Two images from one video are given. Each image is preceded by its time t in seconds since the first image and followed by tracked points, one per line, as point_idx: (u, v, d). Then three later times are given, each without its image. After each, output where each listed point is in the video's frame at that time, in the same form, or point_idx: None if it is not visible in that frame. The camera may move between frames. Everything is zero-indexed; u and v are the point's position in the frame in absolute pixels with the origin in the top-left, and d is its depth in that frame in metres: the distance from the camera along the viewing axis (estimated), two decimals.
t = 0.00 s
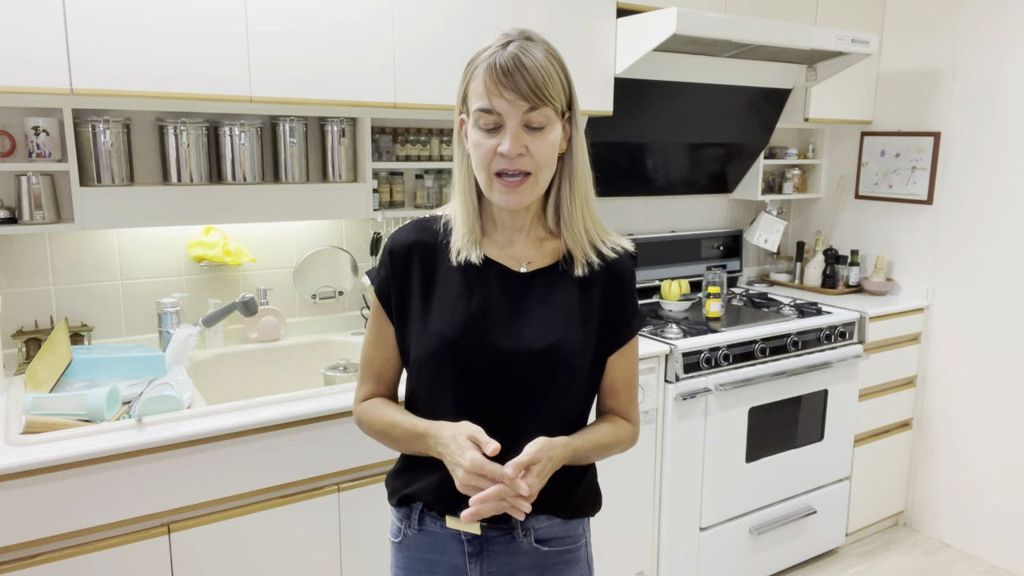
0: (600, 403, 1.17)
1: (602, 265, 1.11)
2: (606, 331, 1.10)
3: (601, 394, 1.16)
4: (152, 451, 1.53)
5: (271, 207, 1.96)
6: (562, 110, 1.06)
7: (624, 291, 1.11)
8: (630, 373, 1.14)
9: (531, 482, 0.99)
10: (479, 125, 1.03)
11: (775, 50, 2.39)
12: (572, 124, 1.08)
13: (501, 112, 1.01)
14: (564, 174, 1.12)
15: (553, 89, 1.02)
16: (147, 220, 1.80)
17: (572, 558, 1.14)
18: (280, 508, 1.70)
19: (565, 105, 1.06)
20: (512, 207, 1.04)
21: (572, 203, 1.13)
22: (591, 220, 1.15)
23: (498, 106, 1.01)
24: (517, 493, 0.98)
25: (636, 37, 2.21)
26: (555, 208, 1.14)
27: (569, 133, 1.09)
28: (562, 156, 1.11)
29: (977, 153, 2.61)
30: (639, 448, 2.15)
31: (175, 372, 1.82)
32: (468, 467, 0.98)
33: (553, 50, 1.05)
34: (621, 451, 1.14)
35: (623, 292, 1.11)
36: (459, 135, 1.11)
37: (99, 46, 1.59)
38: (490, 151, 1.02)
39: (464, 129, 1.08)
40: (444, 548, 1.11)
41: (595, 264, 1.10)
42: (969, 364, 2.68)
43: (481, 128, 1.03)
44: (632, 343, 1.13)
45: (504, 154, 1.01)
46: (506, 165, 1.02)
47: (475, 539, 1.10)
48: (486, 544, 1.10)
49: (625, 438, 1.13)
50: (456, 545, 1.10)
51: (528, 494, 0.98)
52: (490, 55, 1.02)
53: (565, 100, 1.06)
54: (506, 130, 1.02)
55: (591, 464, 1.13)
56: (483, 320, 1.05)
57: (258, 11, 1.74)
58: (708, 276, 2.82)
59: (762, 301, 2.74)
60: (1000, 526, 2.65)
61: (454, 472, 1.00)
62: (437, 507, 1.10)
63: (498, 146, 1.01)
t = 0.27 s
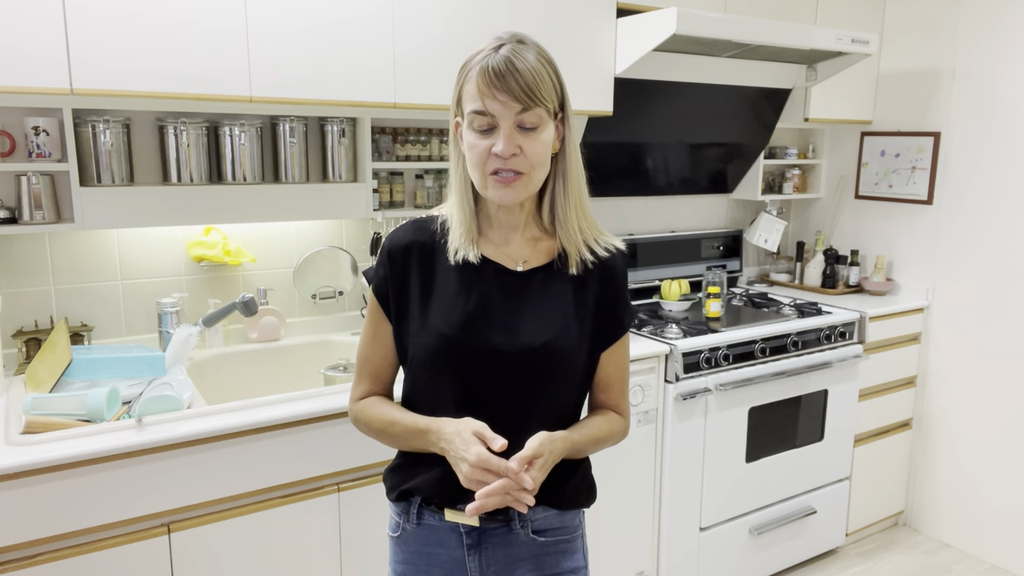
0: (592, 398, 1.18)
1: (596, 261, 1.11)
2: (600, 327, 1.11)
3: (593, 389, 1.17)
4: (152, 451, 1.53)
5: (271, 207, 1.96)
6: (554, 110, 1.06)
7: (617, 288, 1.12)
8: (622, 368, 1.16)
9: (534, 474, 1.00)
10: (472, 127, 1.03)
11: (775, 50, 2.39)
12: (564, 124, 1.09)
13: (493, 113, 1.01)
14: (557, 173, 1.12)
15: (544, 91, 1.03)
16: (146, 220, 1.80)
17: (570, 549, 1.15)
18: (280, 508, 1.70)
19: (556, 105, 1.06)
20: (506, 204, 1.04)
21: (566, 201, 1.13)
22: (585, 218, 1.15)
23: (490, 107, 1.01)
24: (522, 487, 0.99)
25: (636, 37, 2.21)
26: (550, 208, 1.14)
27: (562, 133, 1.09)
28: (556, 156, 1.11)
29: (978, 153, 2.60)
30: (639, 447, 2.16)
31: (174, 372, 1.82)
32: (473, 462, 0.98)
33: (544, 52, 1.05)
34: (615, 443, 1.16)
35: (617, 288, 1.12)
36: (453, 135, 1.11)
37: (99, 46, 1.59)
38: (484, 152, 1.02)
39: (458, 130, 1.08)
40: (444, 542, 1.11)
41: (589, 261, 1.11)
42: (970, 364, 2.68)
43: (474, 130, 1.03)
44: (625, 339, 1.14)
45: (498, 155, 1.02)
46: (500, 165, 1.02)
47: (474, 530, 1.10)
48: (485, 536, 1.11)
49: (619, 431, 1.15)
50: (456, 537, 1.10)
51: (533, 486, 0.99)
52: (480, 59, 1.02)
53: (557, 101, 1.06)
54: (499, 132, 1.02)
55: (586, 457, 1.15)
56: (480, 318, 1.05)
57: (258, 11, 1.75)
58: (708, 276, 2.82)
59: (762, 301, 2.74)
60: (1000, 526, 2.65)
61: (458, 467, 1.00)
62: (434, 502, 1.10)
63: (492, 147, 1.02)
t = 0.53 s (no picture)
0: (591, 397, 1.18)
1: (592, 260, 1.11)
2: (596, 325, 1.11)
3: (592, 387, 1.17)
4: (151, 451, 1.53)
5: (271, 207, 1.96)
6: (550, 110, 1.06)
7: (614, 286, 1.12)
8: (621, 366, 1.16)
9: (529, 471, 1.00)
10: (469, 126, 1.03)
11: (775, 50, 2.39)
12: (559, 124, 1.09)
13: (490, 112, 1.01)
14: (552, 173, 1.12)
15: (539, 90, 1.03)
16: (146, 220, 1.80)
17: (569, 548, 1.15)
18: (280, 508, 1.70)
19: (552, 105, 1.06)
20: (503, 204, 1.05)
21: (561, 201, 1.13)
22: (580, 218, 1.15)
23: (486, 106, 1.01)
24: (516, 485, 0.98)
25: (636, 37, 2.21)
26: (545, 208, 1.14)
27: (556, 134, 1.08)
28: (550, 157, 1.11)
29: (978, 153, 2.60)
30: (639, 447, 2.16)
31: (174, 372, 1.82)
32: (469, 460, 0.98)
33: (538, 53, 1.05)
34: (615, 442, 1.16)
35: (613, 286, 1.12)
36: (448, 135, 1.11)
37: (98, 46, 1.59)
38: (480, 151, 1.02)
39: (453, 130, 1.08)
40: (443, 540, 1.11)
41: (584, 261, 1.10)
42: (970, 364, 2.68)
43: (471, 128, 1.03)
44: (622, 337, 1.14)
45: (495, 153, 1.01)
46: (497, 164, 1.02)
47: (473, 528, 1.10)
48: (484, 534, 1.11)
49: (619, 429, 1.15)
50: (455, 535, 1.10)
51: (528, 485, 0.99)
52: (477, 58, 1.02)
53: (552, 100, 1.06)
54: (496, 130, 1.02)
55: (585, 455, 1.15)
56: (477, 318, 1.05)
57: (258, 10, 1.74)
58: (708, 276, 2.82)
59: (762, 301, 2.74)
60: (1000, 526, 2.65)
61: (454, 464, 1.00)
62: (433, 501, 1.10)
63: (489, 146, 1.02)
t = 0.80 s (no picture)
0: (594, 397, 1.17)
1: (591, 256, 1.10)
2: (597, 321, 1.11)
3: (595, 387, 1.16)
4: (151, 451, 1.53)
5: (271, 207, 1.96)
6: (546, 110, 1.06)
7: (614, 282, 1.11)
8: (622, 365, 1.14)
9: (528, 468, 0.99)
10: (466, 125, 1.04)
11: (775, 50, 2.39)
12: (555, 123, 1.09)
13: (488, 111, 1.02)
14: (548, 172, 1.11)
15: (537, 89, 1.03)
16: (146, 220, 1.80)
17: (575, 556, 1.14)
18: (280, 508, 1.70)
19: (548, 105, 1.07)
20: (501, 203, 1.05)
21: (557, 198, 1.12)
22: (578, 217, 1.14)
23: (485, 106, 1.02)
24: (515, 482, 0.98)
25: (636, 37, 2.21)
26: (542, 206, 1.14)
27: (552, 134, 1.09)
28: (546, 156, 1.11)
29: (978, 153, 2.60)
30: (639, 447, 2.16)
31: (174, 372, 1.82)
32: (467, 457, 0.98)
33: (535, 52, 1.05)
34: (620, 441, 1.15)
35: (613, 281, 1.11)
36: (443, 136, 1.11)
37: (98, 45, 1.58)
38: (478, 150, 1.03)
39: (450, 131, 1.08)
40: (448, 546, 1.11)
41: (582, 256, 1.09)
42: (970, 364, 2.68)
43: (468, 127, 1.04)
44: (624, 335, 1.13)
45: (493, 152, 1.02)
46: (495, 163, 1.03)
47: (478, 536, 1.10)
48: (490, 541, 1.10)
49: (623, 427, 1.14)
50: (460, 543, 1.10)
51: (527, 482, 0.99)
52: (474, 57, 1.03)
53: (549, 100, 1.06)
54: (494, 128, 1.02)
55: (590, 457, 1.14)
56: (475, 317, 1.05)
57: (258, 11, 1.74)
58: (708, 276, 2.82)
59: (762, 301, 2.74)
60: (1000, 526, 2.65)
61: (452, 462, 1.00)
62: (436, 505, 1.10)
63: (487, 145, 1.02)
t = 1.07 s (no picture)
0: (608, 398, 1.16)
1: (596, 251, 1.10)
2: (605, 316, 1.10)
3: (610, 388, 1.16)
4: (152, 451, 1.53)
5: (272, 207, 1.96)
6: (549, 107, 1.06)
7: (621, 275, 1.10)
8: (636, 363, 1.14)
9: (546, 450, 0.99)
10: (470, 124, 1.04)
11: (775, 50, 2.39)
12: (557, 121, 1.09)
13: (491, 109, 1.02)
14: (550, 170, 1.12)
15: (540, 85, 1.03)
16: (146, 221, 1.80)
17: (593, 563, 1.14)
18: (280, 508, 1.70)
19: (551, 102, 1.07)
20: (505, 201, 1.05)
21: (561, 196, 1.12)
22: (581, 214, 1.14)
23: (489, 104, 1.02)
24: (530, 467, 0.98)
25: (636, 37, 2.21)
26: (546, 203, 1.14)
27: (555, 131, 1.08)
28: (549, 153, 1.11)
29: (977, 153, 2.61)
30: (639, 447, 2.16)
31: (175, 372, 1.82)
32: (464, 438, 0.99)
33: (537, 49, 1.05)
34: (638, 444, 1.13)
35: (620, 275, 1.10)
36: (445, 134, 1.11)
37: (98, 46, 1.58)
38: (482, 148, 1.03)
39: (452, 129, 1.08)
40: (464, 554, 1.11)
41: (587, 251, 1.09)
42: (970, 364, 2.68)
43: (472, 126, 1.04)
44: (634, 331, 1.12)
45: (496, 151, 1.02)
46: (498, 161, 1.03)
47: (495, 544, 1.10)
48: (507, 550, 1.11)
49: (641, 428, 1.12)
50: (477, 552, 1.11)
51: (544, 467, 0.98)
52: (477, 55, 1.02)
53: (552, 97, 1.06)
54: (497, 126, 1.02)
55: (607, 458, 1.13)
56: (480, 315, 1.05)
57: (258, 11, 1.74)
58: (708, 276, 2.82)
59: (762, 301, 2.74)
60: (1000, 526, 2.65)
61: (450, 450, 1.01)
62: (450, 513, 1.10)
63: (491, 143, 1.02)
